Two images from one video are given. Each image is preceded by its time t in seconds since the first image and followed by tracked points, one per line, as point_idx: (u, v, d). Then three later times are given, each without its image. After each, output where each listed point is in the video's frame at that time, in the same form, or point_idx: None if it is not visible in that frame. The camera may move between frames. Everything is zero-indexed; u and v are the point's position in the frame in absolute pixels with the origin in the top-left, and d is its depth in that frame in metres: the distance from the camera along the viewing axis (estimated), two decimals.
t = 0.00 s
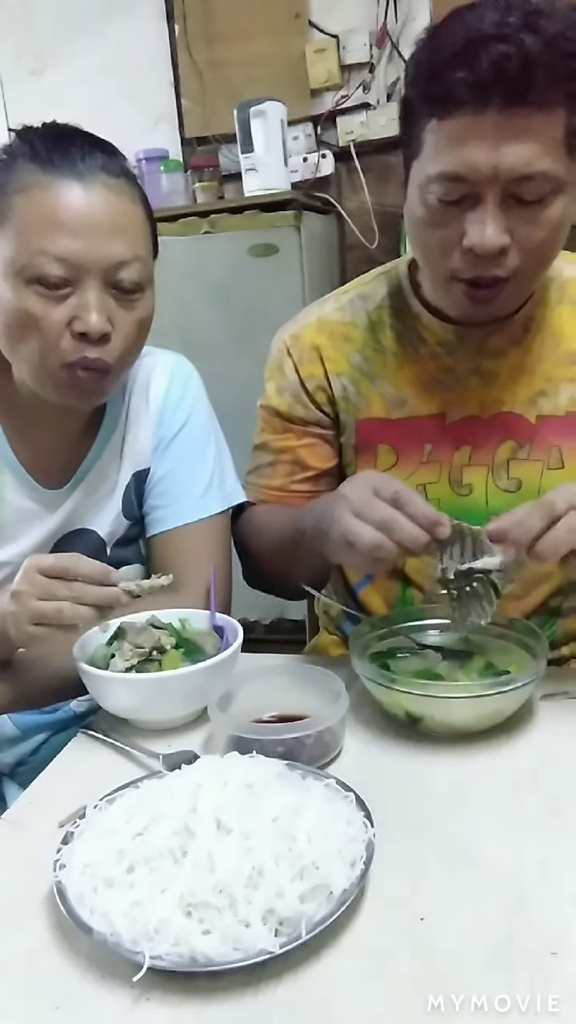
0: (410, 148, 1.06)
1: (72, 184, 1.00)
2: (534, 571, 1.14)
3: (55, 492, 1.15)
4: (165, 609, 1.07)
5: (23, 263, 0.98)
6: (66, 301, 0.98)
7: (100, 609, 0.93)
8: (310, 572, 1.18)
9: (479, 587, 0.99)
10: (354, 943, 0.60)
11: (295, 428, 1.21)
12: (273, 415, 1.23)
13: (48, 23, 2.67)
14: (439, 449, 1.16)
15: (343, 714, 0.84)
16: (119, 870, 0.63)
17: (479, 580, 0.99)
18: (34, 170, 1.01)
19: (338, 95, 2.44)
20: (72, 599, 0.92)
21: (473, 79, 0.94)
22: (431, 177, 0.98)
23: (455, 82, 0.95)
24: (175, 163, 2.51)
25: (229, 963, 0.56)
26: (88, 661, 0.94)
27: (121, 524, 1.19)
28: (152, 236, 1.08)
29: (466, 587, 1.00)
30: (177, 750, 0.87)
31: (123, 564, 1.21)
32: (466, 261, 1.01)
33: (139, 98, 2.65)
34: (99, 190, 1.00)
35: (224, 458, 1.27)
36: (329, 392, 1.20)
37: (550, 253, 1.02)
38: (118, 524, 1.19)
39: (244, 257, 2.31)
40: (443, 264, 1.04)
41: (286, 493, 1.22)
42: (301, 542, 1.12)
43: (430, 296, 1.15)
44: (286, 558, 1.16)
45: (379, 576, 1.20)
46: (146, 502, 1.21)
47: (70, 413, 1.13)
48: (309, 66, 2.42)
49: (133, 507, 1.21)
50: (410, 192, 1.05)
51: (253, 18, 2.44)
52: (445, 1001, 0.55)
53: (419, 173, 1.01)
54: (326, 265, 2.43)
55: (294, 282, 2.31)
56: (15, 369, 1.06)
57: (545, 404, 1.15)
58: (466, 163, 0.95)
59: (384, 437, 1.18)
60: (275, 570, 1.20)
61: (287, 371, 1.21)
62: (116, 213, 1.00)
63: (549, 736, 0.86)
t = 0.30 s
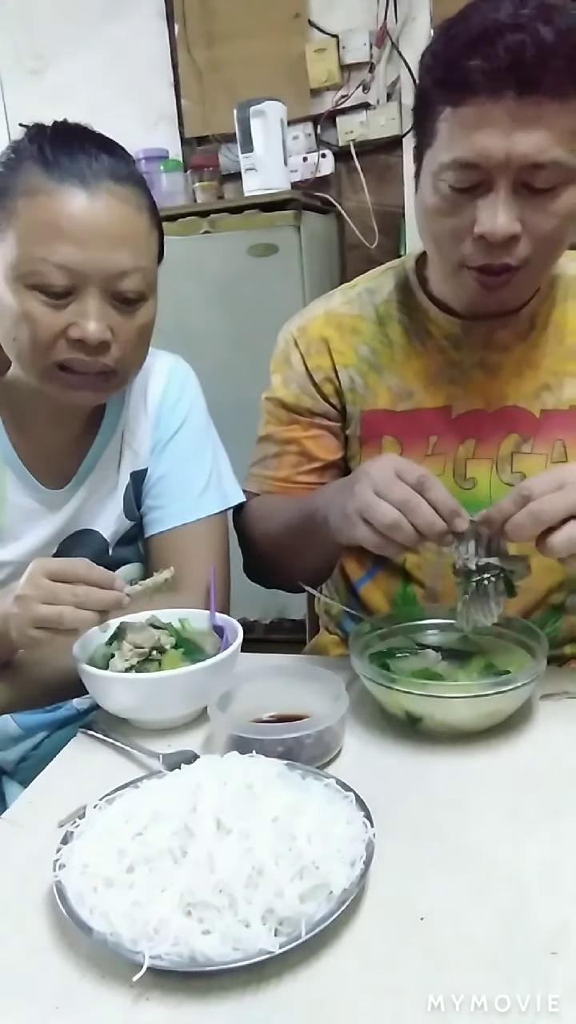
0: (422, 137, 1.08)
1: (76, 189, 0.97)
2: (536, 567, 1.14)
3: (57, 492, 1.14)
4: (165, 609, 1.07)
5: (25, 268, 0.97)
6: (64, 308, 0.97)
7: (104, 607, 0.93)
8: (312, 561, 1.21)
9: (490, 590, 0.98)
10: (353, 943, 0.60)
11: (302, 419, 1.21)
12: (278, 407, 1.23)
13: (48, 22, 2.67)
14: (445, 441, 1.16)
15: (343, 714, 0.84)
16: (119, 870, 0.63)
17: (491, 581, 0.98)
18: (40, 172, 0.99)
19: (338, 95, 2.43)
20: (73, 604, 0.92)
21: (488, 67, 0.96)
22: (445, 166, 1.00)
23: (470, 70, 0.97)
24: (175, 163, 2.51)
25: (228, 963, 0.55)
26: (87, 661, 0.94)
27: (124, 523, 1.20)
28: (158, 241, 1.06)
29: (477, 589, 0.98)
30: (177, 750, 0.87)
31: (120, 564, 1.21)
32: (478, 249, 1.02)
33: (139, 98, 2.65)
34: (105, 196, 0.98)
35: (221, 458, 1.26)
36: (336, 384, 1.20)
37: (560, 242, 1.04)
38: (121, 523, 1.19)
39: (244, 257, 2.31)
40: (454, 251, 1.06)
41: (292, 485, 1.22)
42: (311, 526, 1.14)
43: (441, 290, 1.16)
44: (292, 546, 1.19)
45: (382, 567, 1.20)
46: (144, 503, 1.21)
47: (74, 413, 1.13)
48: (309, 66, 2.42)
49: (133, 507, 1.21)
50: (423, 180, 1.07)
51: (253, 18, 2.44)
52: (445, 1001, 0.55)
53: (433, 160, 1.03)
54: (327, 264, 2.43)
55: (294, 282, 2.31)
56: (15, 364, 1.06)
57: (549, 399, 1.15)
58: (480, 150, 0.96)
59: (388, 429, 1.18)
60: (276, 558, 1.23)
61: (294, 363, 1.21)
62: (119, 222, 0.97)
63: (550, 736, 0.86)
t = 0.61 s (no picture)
0: (427, 136, 1.09)
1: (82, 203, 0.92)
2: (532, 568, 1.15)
3: (60, 497, 1.13)
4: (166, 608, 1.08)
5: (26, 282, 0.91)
6: (70, 326, 0.92)
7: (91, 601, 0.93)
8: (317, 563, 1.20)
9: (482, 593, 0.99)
10: (353, 943, 0.60)
11: (305, 419, 1.21)
12: (282, 407, 1.23)
13: (49, 22, 2.67)
14: (448, 441, 1.16)
15: (343, 714, 0.84)
16: (119, 871, 0.63)
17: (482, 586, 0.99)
18: (42, 184, 0.93)
19: (338, 95, 2.43)
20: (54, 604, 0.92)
21: (495, 63, 0.97)
22: (450, 162, 1.01)
23: (476, 65, 0.98)
24: (176, 163, 2.50)
25: (229, 963, 0.55)
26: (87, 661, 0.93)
27: (127, 524, 1.19)
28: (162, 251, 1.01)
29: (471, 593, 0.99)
30: (177, 750, 0.87)
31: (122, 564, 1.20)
32: (481, 244, 1.03)
33: (139, 98, 2.65)
34: (111, 211, 0.93)
35: (222, 454, 1.27)
36: (340, 383, 1.20)
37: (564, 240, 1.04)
38: (124, 524, 1.19)
39: (244, 257, 2.31)
40: (457, 246, 1.06)
41: (295, 484, 1.23)
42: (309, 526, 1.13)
43: (444, 289, 1.16)
44: (293, 547, 1.18)
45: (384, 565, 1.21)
46: (144, 502, 1.21)
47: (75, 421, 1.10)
48: (309, 66, 2.42)
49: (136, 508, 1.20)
50: (428, 178, 1.07)
51: (253, 18, 2.44)
52: (445, 1001, 0.55)
53: (438, 158, 1.04)
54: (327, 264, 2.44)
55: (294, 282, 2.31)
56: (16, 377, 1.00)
57: (552, 399, 1.15)
58: (485, 146, 0.97)
59: (393, 429, 1.18)
60: (282, 560, 1.22)
61: (298, 361, 1.21)
62: (127, 238, 0.92)
63: (551, 736, 0.86)
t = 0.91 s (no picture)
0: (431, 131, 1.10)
1: (85, 215, 0.92)
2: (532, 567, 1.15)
3: (61, 504, 1.11)
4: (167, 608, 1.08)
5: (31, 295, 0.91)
6: (76, 338, 0.92)
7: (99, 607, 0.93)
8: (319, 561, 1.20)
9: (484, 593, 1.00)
10: (352, 943, 0.60)
11: (305, 419, 1.21)
12: (282, 406, 1.23)
13: (49, 22, 2.67)
14: (448, 441, 1.16)
15: (343, 713, 0.84)
16: (119, 870, 0.63)
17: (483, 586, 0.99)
18: (43, 196, 0.93)
19: (337, 95, 2.43)
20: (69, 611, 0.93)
21: (499, 56, 0.98)
22: (453, 158, 1.02)
23: (480, 58, 0.99)
24: (175, 163, 2.49)
25: (229, 963, 0.56)
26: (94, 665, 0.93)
27: (124, 525, 1.19)
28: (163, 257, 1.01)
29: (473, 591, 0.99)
30: (178, 749, 0.87)
31: (122, 567, 1.20)
32: (482, 238, 1.03)
33: (139, 97, 2.65)
34: (112, 220, 0.93)
35: (219, 454, 1.27)
36: (341, 382, 1.20)
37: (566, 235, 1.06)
38: (121, 526, 1.18)
39: (244, 257, 2.31)
40: (457, 240, 1.06)
41: (296, 484, 1.23)
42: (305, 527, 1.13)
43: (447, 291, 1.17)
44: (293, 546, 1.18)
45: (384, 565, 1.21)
46: (143, 502, 1.20)
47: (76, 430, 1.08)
48: (309, 66, 2.42)
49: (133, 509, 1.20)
50: (431, 173, 1.08)
51: (253, 18, 2.44)
52: (445, 1001, 0.55)
53: (441, 152, 1.05)
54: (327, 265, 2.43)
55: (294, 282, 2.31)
56: (27, 395, 1.00)
57: (553, 399, 1.15)
58: (487, 139, 0.98)
59: (393, 428, 1.18)
60: (284, 559, 1.21)
61: (298, 361, 1.21)
62: (132, 249, 0.93)
63: (551, 737, 0.86)
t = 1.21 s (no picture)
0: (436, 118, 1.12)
1: (106, 226, 0.93)
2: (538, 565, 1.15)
3: (69, 508, 1.11)
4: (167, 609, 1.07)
5: (49, 304, 0.92)
6: (92, 347, 0.93)
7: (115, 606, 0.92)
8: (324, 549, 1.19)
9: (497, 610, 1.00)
10: (352, 944, 0.60)
11: (307, 420, 1.21)
12: (285, 406, 1.23)
13: (49, 23, 2.67)
14: (450, 441, 1.16)
15: (343, 713, 0.84)
16: (119, 870, 0.63)
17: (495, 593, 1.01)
18: (63, 207, 0.95)
19: (338, 94, 2.43)
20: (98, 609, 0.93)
21: (504, 46, 1.00)
22: (458, 149, 1.04)
23: (485, 50, 1.01)
24: (176, 163, 2.49)
25: (228, 963, 0.55)
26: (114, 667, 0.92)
27: (129, 527, 1.19)
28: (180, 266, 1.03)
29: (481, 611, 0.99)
30: (178, 749, 0.87)
31: (128, 566, 1.20)
32: (484, 229, 1.04)
33: (139, 97, 2.65)
34: (132, 233, 0.94)
35: (223, 454, 1.26)
36: (343, 383, 1.20)
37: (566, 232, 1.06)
38: (126, 528, 1.18)
39: (244, 257, 2.31)
40: (458, 230, 1.08)
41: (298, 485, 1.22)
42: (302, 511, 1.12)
43: (451, 292, 1.17)
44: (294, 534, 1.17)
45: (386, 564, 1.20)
46: (146, 502, 1.21)
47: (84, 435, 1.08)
48: (309, 66, 2.42)
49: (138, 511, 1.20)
50: (435, 164, 1.10)
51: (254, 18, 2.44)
52: (445, 1001, 0.55)
53: (446, 142, 1.06)
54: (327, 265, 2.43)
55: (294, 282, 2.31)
56: (36, 398, 1.01)
57: (554, 399, 1.15)
58: (490, 128, 1.00)
59: (394, 428, 1.18)
60: (286, 550, 1.21)
61: (300, 361, 1.21)
62: (152, 260, 0.94)
63: (552, 738, 0.86)
